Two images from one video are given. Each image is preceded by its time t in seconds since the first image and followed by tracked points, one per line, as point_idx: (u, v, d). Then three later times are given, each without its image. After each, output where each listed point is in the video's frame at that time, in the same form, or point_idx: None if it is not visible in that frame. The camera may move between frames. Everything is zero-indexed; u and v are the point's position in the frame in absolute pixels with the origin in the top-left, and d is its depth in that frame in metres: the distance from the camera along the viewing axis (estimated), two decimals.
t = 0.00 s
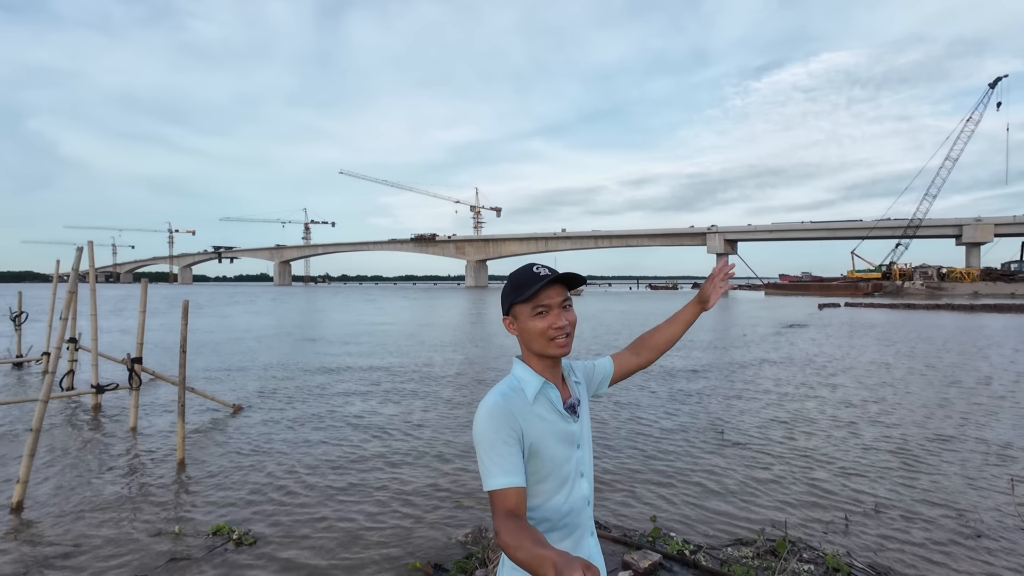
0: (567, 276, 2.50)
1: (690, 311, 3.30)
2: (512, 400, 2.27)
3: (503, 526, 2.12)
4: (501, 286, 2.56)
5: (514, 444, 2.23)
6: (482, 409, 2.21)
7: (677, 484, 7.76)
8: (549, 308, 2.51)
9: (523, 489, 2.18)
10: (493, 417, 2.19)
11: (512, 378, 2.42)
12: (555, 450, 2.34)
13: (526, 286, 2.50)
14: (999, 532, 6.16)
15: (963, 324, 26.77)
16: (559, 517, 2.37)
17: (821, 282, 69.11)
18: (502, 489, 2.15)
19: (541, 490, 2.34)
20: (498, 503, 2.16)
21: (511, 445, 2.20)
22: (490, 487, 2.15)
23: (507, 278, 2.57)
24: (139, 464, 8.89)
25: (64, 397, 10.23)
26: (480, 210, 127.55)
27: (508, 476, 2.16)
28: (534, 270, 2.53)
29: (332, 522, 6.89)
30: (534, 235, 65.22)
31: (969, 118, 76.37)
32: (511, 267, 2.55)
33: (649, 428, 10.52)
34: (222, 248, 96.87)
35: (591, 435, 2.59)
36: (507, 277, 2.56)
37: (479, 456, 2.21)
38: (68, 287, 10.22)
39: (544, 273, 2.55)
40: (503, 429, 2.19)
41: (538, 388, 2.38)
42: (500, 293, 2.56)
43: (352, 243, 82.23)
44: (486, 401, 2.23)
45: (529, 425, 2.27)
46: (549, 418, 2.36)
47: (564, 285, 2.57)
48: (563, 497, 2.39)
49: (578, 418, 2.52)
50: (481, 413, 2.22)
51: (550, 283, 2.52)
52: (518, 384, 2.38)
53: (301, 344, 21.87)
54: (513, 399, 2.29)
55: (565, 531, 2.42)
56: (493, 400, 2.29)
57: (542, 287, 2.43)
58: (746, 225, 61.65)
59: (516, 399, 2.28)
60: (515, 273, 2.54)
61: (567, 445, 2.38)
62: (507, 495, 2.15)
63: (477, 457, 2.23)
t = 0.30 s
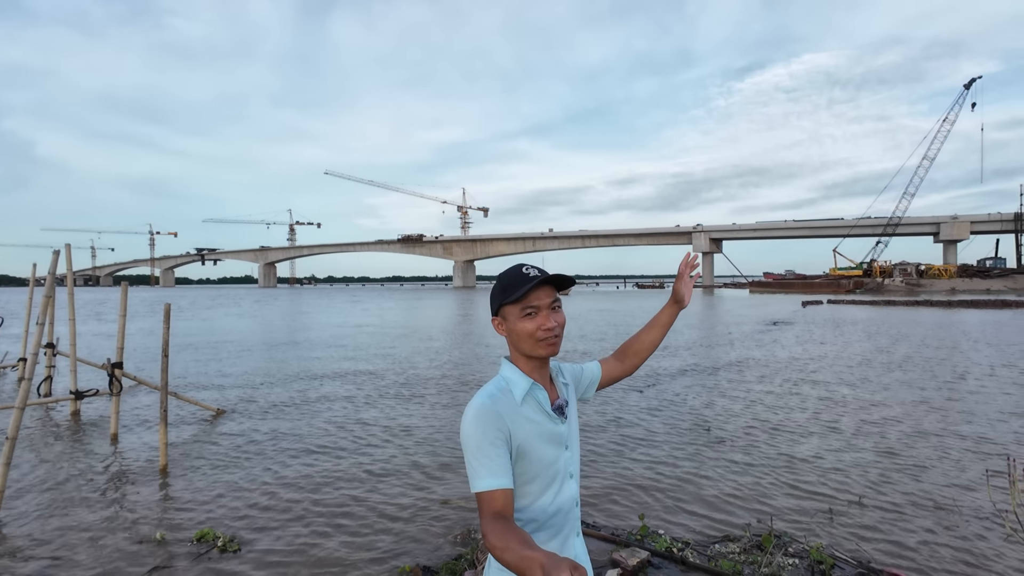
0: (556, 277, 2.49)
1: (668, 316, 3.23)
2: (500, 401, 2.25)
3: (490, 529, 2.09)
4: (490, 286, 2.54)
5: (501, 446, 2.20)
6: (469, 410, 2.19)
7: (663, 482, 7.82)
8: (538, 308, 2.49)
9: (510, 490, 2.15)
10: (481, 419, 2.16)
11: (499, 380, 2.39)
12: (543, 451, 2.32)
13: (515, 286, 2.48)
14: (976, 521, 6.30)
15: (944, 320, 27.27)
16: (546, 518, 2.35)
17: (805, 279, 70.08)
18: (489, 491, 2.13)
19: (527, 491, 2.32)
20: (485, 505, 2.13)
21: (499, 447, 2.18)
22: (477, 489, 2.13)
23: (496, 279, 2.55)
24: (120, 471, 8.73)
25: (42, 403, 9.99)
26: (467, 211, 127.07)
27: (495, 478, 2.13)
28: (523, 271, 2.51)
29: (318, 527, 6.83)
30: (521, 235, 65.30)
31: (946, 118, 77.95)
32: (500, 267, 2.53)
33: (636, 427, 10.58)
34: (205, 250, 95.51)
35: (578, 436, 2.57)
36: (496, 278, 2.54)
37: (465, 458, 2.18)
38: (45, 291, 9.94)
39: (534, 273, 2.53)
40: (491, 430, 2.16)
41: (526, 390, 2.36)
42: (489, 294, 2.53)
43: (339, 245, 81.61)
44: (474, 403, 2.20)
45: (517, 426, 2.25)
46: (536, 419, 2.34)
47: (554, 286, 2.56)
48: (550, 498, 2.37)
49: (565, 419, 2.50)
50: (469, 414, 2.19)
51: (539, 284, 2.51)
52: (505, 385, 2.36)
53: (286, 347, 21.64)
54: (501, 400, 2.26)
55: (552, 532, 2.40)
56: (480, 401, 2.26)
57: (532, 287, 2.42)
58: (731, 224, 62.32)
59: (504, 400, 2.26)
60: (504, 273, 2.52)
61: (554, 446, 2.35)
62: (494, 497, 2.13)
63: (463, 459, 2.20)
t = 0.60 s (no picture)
0: (545, 276, 2.48)
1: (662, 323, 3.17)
2: (488, 401, 2.24)
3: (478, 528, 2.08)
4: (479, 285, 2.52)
5: (489, 445, 2.20)
6: (458, 409, 2.18)
7: (655, 480, 7.86)
8: (527, 307, 2.48)
9: (498, 490, 2.15)
10: (469, 418, 2.15)
11: (487, 379, 2.38)
12: (531, 451, 2.32)
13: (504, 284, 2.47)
14: (961, 517, 6.40)
15: (933, 317, 27.58)
16: (533, 518, 2.34)
17: (796, 278, 70.64)
18: (478, 491, 2.13)
19: (515, 490, 2.32)
20: (473, 505, 2.13)
21: (487, 446, 2.17)
22: (465, 488, 2.12)
23: (484, 278, 2.53)
24: (110, 474, 8.65)
25: (30, 407, 9.86)
26: (460, 210, 127.01)
27: (484, 478, 2.13)
28: (512, 270, 2.50)
29: (310, 529, 6.81)
30: (514, 235, 65.33)
31: (933, 119, 78.83)
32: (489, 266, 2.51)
33: (628, 426, 10.62)
34: (195, 251, 94.66)
35: (566, 435, 2.57)
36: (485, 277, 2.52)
37: (453, 458, 2.17)
38: (32, 292, 9.79)
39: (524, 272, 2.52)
40: (479, 430, 2.16)
41: (514, 389, 2.35)
42: (477, 292, 2.52)
43: (331, 245, 81.20)
44: (462, 402, 2.19)
45: (505, 426, 2.24)
46: (525, 418, 2.33)
47: (543, 285, 2.55)
48: (538, 498, 2.37)
49: (553, 419, 2.50)
50: (457, 414, 2.18)
51: (529, 282, 2.50)
52: (494, 385, 2.36)
53: (278, 349, 21.52)
54: (489, 400, 2.26)
55: (539, 532, 2.40)
56: (469, 400, 2.25)
57: (522, 286, 2.40)
58: (722, 223, 62.70)
59: (492, 400, 2.25)
60: (493, 271, 2.50)
61: (542, 445, 2.36)
62: (482, 496, 2.13)
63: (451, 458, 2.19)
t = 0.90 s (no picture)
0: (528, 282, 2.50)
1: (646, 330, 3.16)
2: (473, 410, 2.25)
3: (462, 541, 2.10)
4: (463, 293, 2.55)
5: (474, 457, 2.20)
6: (442, 419, 2.18)
7: (649, 480, 7.90)
8: (511, 314, 2.50)
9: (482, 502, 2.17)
10: (454, 429, 2.16)
11: (473, 388, 2.39)
12: (517, 461, 2.33)
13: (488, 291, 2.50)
14: (951, 517, 6.45)
15: (928, 317, 27.77)
16: (518, 529, 2.36)
17: (793, 277, 70.88)
18: (461, 503, 2.14)
19: (500, 502, 2.33)
20: (457, 517, 2.13)
21: (472, 457, 2.18)
22: (449, 501, 2.13)
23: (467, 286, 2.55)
24: (103, 476, 8.62)
25: (22, 409, 9.80)
26: (457, 210, 126.91)
27: (468, 490, 2.14)
28: (496, 276, 2.52)
29: (304, 533, 6.81)
30: (512, 234, 65.33)
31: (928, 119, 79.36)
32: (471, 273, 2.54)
33: (624, 426, 10.64)
34: (191, 250, 94.32)
35: (551, 445, 2.59)
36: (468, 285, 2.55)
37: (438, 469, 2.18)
38: (23, 294, 9.73)
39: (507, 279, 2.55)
40: (463, 440, 2.17)
41: (499, 399, 2.36)
42: (462, 299, 2.53)
43: (328, 244, 81.08)
44: (447, 411, 2.20)
45: (490, 436, 2.26)
46: (510, 428, 2.35)
47: (526, 291, 2.58)
48: (523, 509, 2.39)
49: (538, 429, 2.52)
50: (441, 423, 2.19)
51: (512, 289, 2.53)
52: (479, 393, 2.36)
53: (274, 350, 21.48)
54: (475, 409, 2.27)
55: (524, 543, 2.41)
56: (454, 410, 2.26)
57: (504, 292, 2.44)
58: (719, 223, 62.87)
59: (477, 409, 2.26)
60: (476, 279, 2.53)
61: (527, 455, 2.37)
62: (465, 509, 2.14)
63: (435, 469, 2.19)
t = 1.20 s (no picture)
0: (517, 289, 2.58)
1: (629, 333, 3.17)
2: (460, 418, 2.28)
3: (448, 553, 2.14)
4: (451, 300, 2.58)
5: (460, 467, 2.24)
6: (428, 428, 2.21)
7: (647, 480, 7.92)
8: (500, 321, 2.55)
9: (468, 513, 2.20)
10: (440, 439, 2.19)
11: (460, 395, 2.41)
12: (503, 469, 2.37)
13: (477, 297, 2.54)
14: (948, 518, 6.48)
15: (927, 317, 27.80)
16: (505, 537, 2.40)
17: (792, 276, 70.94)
18: (447, 514, 2.17)
19: (487, 510, 2.38)
20: (443, 529, 2.17)
21: (458, 467, 2.22)
22: (435, 512, 2.16)
23: (454, 292, 2.59)
24: (101, 477, 8.61)
25: (21, 409, 9.78)
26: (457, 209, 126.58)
27: (454, 501, 2.17)
28: (484, 283, 2.57)
29: (301, 533, 6.82)
30: (512, 234, 65.33)
31: (928, 117, 79.41)
32: (459, 280, 2.58)
33: (622, 426, 10.66)
34: (191, 250, 94.27)
35: (538, 452, 2.63)
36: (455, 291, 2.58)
37: (424, 479, 2.21)
38: (21, 295, 9.70)
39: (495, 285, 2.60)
40: (449, 450, 2.20)
41: (487, 406, 2.39)
42: (450, 306, 2.57)
43: (328, 244, 81.05)
44: (433, 420, 2.22)
45: (477, 445, 2.29)
46: (497, 436, 2.38)
47: (514, 298, 2.63)
48: (510, 518, 2.42)
49: (525, 435, 2.55)
50: (427, 432, 2.22)
51: (500, 296, 2.58)
52: (466, 401, 2.39)
53: (273, 350, 21.48)
54: (461, 417, 2.30)
55: (511, 551, 2.45)
56: (441, 419, 2.28)
57: (494, 299, 2.49)
58: (719, 221, 62.85)
59: (464, 417, 2.29)
60: (464, 286, 2.57)
61: (514, 464, 2.41)
62: (452, 519, 2.17)
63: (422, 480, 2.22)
